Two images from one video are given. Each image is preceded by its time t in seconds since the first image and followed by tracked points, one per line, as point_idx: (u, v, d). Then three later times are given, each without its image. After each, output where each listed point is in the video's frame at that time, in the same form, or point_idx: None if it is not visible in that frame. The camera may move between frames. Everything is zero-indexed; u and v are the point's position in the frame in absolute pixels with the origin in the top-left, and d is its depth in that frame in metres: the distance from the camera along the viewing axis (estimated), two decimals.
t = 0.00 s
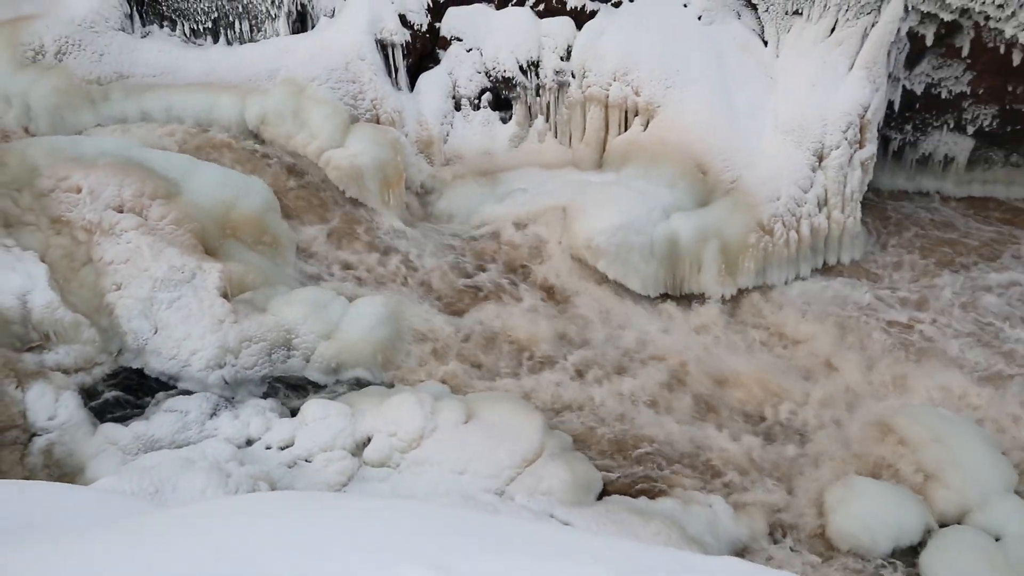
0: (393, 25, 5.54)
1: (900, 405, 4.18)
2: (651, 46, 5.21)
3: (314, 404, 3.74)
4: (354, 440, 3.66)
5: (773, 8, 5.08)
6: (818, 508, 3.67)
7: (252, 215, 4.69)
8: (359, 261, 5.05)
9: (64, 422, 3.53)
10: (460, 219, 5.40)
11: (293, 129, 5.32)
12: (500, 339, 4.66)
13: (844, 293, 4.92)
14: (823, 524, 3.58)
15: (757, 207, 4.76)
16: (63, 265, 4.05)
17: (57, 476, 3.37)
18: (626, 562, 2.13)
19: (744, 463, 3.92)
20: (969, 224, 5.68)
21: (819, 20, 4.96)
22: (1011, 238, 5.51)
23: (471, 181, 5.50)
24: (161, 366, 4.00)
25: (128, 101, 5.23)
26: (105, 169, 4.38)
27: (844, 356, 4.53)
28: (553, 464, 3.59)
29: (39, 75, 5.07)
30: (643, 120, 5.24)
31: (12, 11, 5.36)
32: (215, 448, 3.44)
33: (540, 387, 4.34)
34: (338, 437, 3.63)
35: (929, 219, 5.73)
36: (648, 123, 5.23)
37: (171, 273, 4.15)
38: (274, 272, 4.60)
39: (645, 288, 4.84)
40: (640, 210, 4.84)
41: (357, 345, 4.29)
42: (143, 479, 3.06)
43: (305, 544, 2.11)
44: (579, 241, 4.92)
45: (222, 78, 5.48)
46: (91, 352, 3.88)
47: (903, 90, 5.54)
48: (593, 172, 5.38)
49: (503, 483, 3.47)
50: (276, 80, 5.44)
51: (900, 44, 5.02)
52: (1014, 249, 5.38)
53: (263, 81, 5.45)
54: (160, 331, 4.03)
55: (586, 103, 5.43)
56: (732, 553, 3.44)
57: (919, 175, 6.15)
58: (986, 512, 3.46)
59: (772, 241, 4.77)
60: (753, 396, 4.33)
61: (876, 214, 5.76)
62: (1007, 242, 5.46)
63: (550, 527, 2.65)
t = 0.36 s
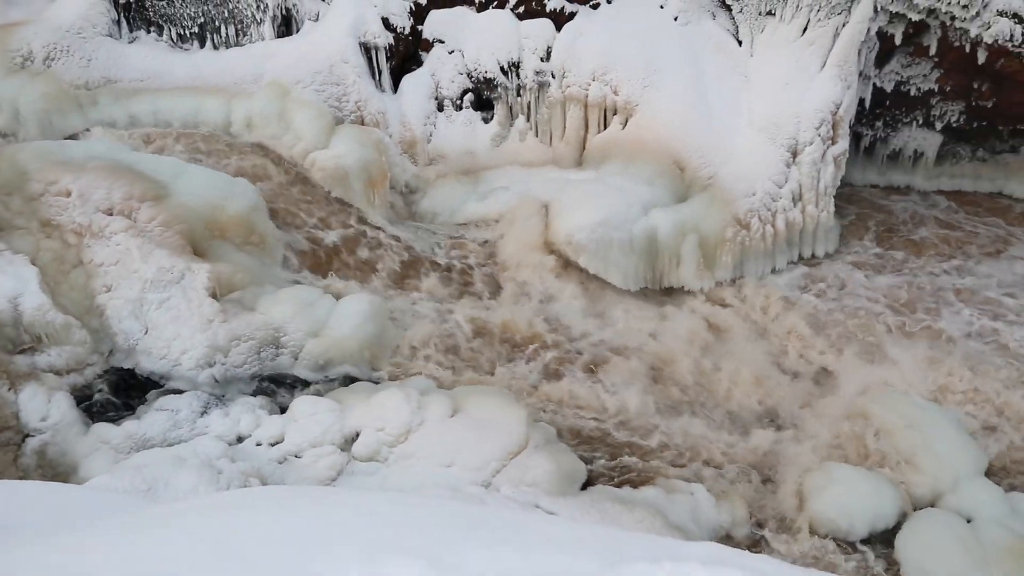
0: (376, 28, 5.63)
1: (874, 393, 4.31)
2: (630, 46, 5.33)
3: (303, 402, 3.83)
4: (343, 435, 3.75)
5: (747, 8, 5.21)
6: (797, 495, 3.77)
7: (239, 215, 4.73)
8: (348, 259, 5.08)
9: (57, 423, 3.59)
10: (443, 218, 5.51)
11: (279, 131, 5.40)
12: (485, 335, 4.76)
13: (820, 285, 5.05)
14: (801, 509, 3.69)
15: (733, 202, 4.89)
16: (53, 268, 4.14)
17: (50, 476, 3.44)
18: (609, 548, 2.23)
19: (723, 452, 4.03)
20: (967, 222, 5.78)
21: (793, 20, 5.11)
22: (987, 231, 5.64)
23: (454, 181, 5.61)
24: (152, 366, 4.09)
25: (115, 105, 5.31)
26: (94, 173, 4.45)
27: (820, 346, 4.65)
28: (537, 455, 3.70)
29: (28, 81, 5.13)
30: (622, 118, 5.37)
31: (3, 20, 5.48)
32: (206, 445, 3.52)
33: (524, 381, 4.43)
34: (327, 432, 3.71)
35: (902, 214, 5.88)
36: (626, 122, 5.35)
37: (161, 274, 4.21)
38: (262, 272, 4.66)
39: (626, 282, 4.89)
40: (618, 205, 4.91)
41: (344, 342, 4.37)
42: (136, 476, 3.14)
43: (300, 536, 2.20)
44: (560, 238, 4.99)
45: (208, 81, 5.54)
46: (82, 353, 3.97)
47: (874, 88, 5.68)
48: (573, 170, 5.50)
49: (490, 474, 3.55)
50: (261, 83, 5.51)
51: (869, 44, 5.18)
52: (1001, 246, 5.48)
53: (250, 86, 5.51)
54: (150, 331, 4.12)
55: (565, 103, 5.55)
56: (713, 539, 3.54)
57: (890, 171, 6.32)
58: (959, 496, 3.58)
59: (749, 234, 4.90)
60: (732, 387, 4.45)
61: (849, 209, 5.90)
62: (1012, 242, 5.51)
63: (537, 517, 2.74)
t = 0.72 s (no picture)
0: (346, 29, 5.55)
1: (849, 382, 4.35)
2: (600, 42, 5.33)
3: (280, 406, 3.80)
4: (321, 438, 3.74)
5: (716, 4, 5.24)
6: (774, 486, 3.81)
7: (211, 219, 4.73)
8: (318, 264, 5.10)
9: (29, 433, 3.54)
10: (417, 218, 5.48)
11: (248, 134, 5.37)
12: (462, 335, 4.76)
13: (794, 277, 5.09)
14: (780, 500, 3.72)
15: (706, 196, 4.92)
16: (23, 275, 4.06)
17: (23, 487, 3.38)
18: (592, 543, 2.24)
19: (701, 445, 4.06)
20: (958, 216, 5.79)
21: (761, 15, 5.15)
22: (957, 221, 5.72)
23: (428, 181, 5.59)
24: (126, 373, 4.03)
25: (83, 110, 5.28)
26: (62, 178, 4.38)
27: (794, 338, 4.69)
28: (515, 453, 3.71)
29: None
30: (594, 115, 5.38)
31: None
32: (183, 451, 3.50)
33: (502, 380, 4.43)
34: (305, 435, 3.70)
35: (872, 205, 5.93)
36: (598, 119, 5.37)
37: (133, 281, 4.17)
38: (235, 274, 4.67)
39: (600, 278, 4.92)
40: (591, 204, 4.93)
41: (321, 344, 4.35)
42: (112, 486, 3.03)
43: (282, 539, 2.20)
44: (534, 236, 5.02)
45: (177, 84, 5.49)
46: (55, 362, 3.93)
47: (841, 81, 5.74)
48: (547, 168, 5.51)
49: (469, 474, 3.57)
50: (230, 85, 5.48)
51: (837, 37, 5.26)
52: (983, 241, 5.51)
53: (218, 87, 5.49)
54: (124, 338, 4.06)
55: (537, 101, 5.53)
56: (694, 532, 3.56)
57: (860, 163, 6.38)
58: (934, 482, 3.63)
59: (722, 228, 4.93)
60: (708, 381, 4.47)
61: (820, 202, 5.96)
62: (1019, 242, 5.48)
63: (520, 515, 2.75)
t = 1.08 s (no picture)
0: (330, 27, 5.51)
1: (833, 379, 4.38)
2: (585, 40, 5.34)
3: (265, 406, 3.79)
4: (307, 438, 3.72)
5: (700, 2, 5.26)
6: (760, 481, 3.83)
7: (194, 219, 4.71)
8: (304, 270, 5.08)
9: (12, 435, 3.51)
10: (402, 217, 5.46)
11: (231, 132, 5.36)
12: (448, 334, 4.75)
13: (778, 274, 5.12)
14: (766, 497, 3.74)
15: (692, 193, 4.92)
16: (4, 276, 4.04)
17: (6, 490, 3.36)
18: (579, 541, 2.25)
19: (687, 442, 4.07)
20: (939, 211, 5.85)
21: (744, 13, 5.18)
22: (939, 217, 5.77)
23: (413, 180, 5.57)
24: (110, 374, 4.02)
25: (64, 109, 5.27)
26: (44, 178, 4.36)
27: (779, 335, 4.72)
28: (501, 452, 3.71)
29: None
30: (579, 114, 5.38)
31: None
32: (169, 452, 3.48)
33: (487, 378, 4.43)
34: (291, 436, 3.68)
35: (855, 203, 5.97)
36: (583, 117, 5.37)
37: (115, 282, 4.14)
38: (219, 274, 4.65)
39: (585, 276, 4.91)
40: (575, 202, 4.92)
41: (306, 344, 4.33)
42: (96, 489, 3.01)
43: (269, 539, 2.19)
44: (518, 235, 4.96)
45: (159, 83, 5.46)
46: (37, 364, 3.91)
47: (825, 79, 5.75)
48: (531, 167, 5.52)
49: (456, 473, 3.56)
50: (213, 85, 5.44)
51: (820, 35, 5.29)
52: (965, 237, 5.56)
53: (200, 87, 5.44)
54: (107, 339, 4.04)
55: (521, 99, 5.53)
56: (680, 528, 3.56)
57: (843, 160, 6.43)
58: (918, 476, 3.66)
59: (708, 227, 4.94)
60: (694, 378, 4.49)
61: (803, 199, 5.99)
62: (999, 237, 5.54)
63: (505, 514, 2.77)
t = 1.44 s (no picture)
0: (317, 37, 5.52)
1: (818, 390, 4.40)
2: (572, 53, 5.37)
3: (250, 415, 3.77)
4: (293, 447, 3.70)
5: (686, 16, 5.30)
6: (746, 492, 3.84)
7: (180, 229, 4.71)
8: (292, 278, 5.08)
9: None
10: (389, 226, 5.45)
11: (219, 143, 5.36)
12: (434, 344, 4.74)
13: (762, 286, 5.16)
14: (751, 508, 3.75)
15: (678, 205, 4.95)
16: None
17: None
18: (564, 550, 2.25)
19: (672, 453, 4.08)
20: (923, 225, 5.91)
21: (730, 27, 5.22)
22: (922, 230, 5.83)
23: (400, 190, 5.56)
24: (93, 384, 3.96)
25: (48, 117, 5.24)
26: (27, 186, 4.34)
27: (765, 346, 4.73)
28: (487, 462, 3.69)
29: None
30: (566, 125, 5.40)
31: None
32: (152, 462, 3.44)
33: (473, 389, 4.43)
34: (276, 445, 3.66)
35: (839, 215, 6.02)
36: (570, 128, 5.39)
37: (99, 290, 4.12)
38: (205, 283, 4.64)
39: (572, 286, 4.97)
40: (563, 213, 4.94)
41: (292, 354, 4.31)
42: (78, 498, 2.97)
43: (253, 548, 2.18)
44: (506, 245, 5.02)
45: (144, 91, 5.46)
46: (19, 373, 3.85)
47: (809, 93, 5.82)
48: (519, 178, 5.53)
49: (442, 483, 3.55)
50: (200, 94, 5.43)
51: (805, 49, 5.33)
52: (948, 250, 5.61)
53: (187, 96, 5.44)
54: (90, 347, 4.00)
55: (509, 111, 5.54)
56: (665, 539, 3.56)
57: (828, 174, 6.48)
58: (901, 487, 3.69)
59: (693, 238, 4.97)
60: (680, 389, 4.49)
61: (788, 212, 6.03)
62: (981, 251, 5.59)
63: (488, 525, 2.77)
